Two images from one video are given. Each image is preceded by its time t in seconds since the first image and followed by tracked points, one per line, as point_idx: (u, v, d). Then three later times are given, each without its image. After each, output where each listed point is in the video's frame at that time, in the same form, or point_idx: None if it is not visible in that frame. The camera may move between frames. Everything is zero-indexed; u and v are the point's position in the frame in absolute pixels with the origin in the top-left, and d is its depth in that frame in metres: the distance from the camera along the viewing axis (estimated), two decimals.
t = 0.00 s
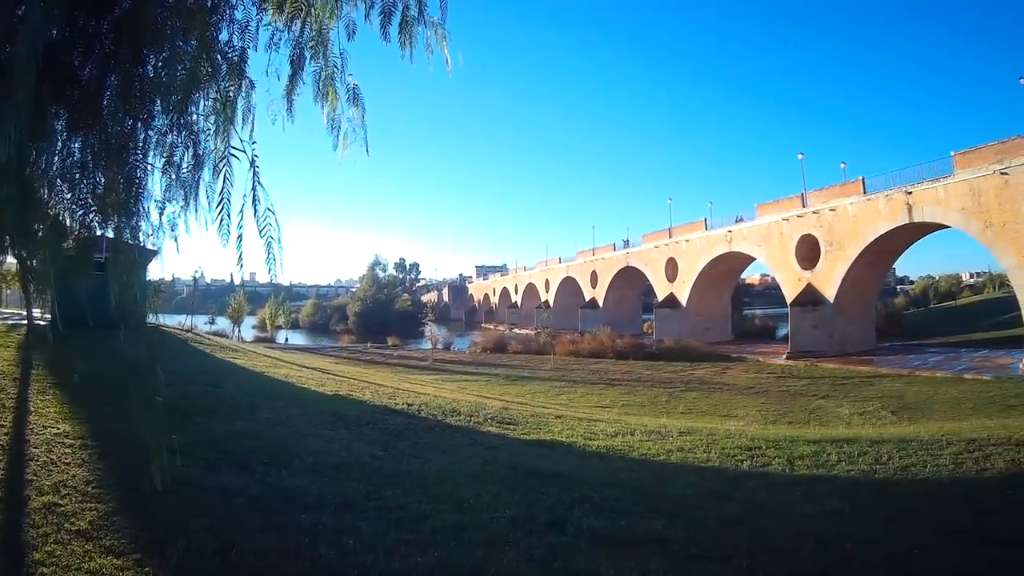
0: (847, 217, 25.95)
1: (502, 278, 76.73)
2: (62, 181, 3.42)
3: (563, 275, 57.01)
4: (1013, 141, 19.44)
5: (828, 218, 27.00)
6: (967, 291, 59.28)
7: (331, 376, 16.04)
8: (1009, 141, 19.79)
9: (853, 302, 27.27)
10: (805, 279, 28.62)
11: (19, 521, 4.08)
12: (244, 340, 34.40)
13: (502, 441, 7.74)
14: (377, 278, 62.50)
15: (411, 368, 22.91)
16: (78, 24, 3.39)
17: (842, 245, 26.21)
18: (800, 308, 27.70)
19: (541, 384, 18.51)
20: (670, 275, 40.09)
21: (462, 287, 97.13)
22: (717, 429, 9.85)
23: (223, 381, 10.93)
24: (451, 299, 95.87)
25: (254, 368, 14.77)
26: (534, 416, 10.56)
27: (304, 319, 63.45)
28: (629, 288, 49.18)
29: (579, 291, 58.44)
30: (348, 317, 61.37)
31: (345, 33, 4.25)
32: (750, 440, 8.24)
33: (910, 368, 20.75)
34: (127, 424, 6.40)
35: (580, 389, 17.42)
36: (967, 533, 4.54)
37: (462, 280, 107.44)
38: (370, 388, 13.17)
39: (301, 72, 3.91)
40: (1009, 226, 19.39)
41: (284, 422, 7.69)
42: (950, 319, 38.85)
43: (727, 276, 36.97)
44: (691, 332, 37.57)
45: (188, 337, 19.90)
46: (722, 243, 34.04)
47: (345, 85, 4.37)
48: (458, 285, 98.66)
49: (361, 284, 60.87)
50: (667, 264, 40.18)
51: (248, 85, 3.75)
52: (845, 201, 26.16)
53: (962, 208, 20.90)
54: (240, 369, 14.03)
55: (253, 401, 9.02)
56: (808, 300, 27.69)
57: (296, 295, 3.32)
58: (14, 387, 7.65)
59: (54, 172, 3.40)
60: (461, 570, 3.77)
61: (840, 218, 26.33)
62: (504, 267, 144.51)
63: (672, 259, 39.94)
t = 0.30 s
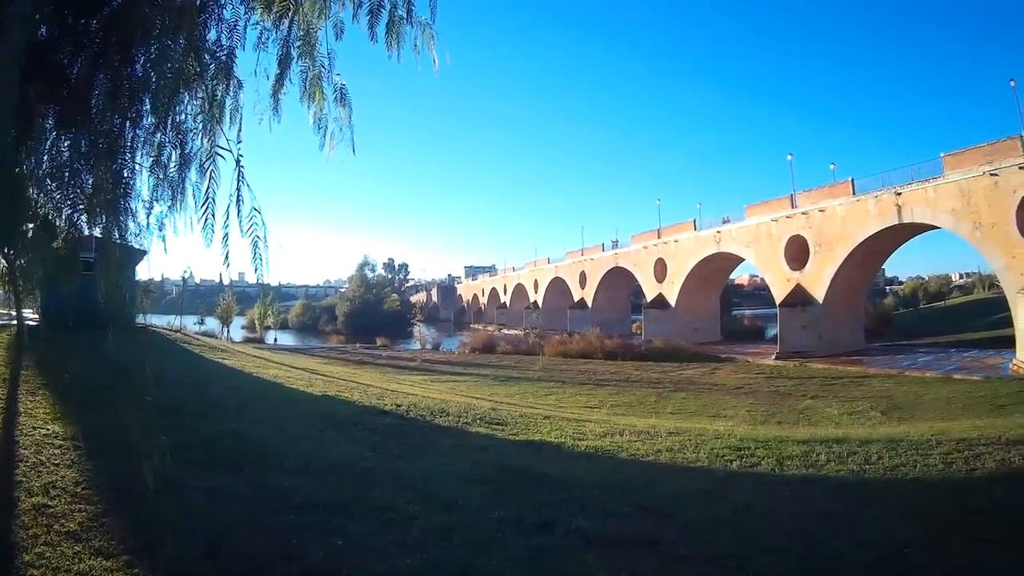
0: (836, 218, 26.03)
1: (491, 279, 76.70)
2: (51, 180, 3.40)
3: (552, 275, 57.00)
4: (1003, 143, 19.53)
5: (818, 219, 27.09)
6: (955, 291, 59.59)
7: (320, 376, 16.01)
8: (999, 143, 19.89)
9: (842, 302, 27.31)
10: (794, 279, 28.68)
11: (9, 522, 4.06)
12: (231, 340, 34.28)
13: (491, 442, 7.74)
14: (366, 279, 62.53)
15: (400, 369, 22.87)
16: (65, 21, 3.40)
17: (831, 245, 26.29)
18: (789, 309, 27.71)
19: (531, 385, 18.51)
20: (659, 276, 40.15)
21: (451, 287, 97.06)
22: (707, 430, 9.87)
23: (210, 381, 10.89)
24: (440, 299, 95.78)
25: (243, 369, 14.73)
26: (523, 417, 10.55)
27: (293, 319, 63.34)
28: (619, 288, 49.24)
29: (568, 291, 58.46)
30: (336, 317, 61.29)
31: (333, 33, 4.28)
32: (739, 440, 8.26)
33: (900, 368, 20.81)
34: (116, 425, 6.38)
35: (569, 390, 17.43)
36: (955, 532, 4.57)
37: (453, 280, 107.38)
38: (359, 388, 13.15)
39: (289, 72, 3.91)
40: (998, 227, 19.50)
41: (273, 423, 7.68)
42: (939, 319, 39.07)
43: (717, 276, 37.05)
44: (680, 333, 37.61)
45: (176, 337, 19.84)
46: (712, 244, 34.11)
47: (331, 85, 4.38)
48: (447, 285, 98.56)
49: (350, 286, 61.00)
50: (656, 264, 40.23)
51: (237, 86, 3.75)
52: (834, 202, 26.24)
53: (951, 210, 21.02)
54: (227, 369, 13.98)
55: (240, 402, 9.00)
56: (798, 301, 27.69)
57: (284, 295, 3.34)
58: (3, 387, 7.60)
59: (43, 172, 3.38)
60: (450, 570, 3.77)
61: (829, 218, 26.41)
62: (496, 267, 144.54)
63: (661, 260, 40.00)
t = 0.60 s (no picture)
0: (828, 218, 26.09)
1: (483, 278, 76.78)
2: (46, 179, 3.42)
3: (543, 275, 57.08)
4: (996, 144, 19.58)
5: (810, 219, 27.14)
6: (949, 292, 59.68)
7: (312, 375, 16.02)
8: (991, 144, 19.95)
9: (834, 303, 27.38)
10: (786, 280, 28.74)
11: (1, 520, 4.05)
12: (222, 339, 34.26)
13: (482, 440, 7.74)
14: (357, 277, 62.69)
15: (391, 368, 22.87)
16: (57, 17, 3.38)
17: (824, 246, 26.35)
18: (781, 309, 27.76)
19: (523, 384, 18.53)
20: (650, 276, 40.23)
21: (443, 286, 97.16)
22: (698, 430, 9.88)
23: (201, 380, 10.88)
24: (432, 298, 95.84)
25: (234, 367, 14.71)
26: (514, 416, 10.54)
27: (285, 318, 63.45)
28: (610, 288, 49.33)
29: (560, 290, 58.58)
30: (328, 316, 61.38)
31: (326, 31, 4.29)
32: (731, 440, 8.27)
33: (892, 368, 20.88)
34: (109, 424, 6.37)
35: (560, 389, 17.45)
36: (946, 532, 4.58)
37: (445, 280, 107.47)
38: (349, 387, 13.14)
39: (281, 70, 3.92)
40: (991, 228, 19.56)
41: (264, 421, 7.67)
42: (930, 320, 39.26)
43: (708, 276, 37.15)
44: (671, 332, 37.69)
45: (167, 335, 19.81)
46: (704, 244, 34.19)
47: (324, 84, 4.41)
48: (439, 284, 98.62)
49: (342, 284, 61.17)
50: (647, 264, 40.30)
51: (228, 83, 3.74)
52: (826, 202, 26.29)
53: (944, 211, 21.09)
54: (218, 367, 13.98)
55: (231, 400, 8.98)
56: (790, 301, 27.73)
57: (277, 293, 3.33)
58: None
59: (35, 170, 3.40)
60: (442, 569, 3.77)
61: (822, 219, 26.46)
62: (489, 266, 144.65)
63: (652, 260, 40.07)
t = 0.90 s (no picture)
0: (816, 221, 26.17)
1: (470, 280, 76.80)
2: (34, 179, 3.43)
3: (530, 277, 57.12)
4: (985, 147, 19.68)
5: (798, 222, 27.22)
6: (935, 295, 60.01)
7: (298, 376, 15.97)
8: (979, 148, 20.06)
9: (821, 306, 27.46)
10: (774, 283, 28.83)
11: None
12: (207, 340, 34.15)
13: (468, 443, 7.74)
14: (345, 279, 62.87)
15: (378, 370, 22.82)
16: (47, 14, 3.26)
17: (811, 249, 26.44)
18: (769, 312, 27.83)
19: (511, 386, 18.53)
20: (637, 278, 40.30)
21: (430, 288, 97.13)
22: (685, 432, 9.90)
23: (184, 381, 10.84)
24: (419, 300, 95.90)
25: (221, 369, 14.64)
26: (500, 418, 10.55)
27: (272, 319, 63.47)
28: (598, 290, 49.43)
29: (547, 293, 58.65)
30: (315, 317, 61.34)
31: (313, 31, 4.32)
32: (718, 442, 8.29)
33: (879, 371, 21.00)
34: (96, 424, 6.33)
35: (547, 392, 17.45)
36: (933, 535, 4.61)
37: (434, 282, 107.42)
38: (336, 389, 13.11)
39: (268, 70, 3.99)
40: (978, 231, 19.69)
41: (250, 423, 7.65)
42: (917, 323, 39.50)
43: (695, 278, 37.28)
44: (658, 335, 37.80)
45: (152, 336, 19.70)
46: (691, 247, 34.30)
47: (311, 83, 4.45)
48: (426, 286, 98.56)
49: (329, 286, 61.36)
50: (635, 266, 40.38)
51: (217, 84, 3.79)
52: (814, 205, 26.38)
53: (932, 214, 21.20)
54: (203, 368, 13.92)
55: (218, 402, 8.96)
56: (777, 304, 27.81)
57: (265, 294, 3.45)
58: None
59: (23, 170, 3.38)
60: (429, 571, 3.77)
61: (810, 222, 26.55)
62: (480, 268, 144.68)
63: (640, 263, 40.15)
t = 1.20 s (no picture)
0: (805, 224, 26.26)
1: (458, 281, 76.73)
2: (22, 177, 3.37)
3: (519, 279, 57.12)
4: (974, 151, 19.78)
5: (787, 225, 27.30)
6: (924, 297, 60.14)
7: (286, 377, 15.94)
8: (969, 152, 20.17)
9: (809, 308, 27.54)
10: (762, 285, 28.91)
11: None
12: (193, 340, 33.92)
13: (455, 444, 7.74)
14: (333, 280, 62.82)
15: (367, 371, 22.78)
16: (39, 14, 3.26)
17: (800, 251, 26.52)
18: (757, 314, 27.91)
19: (500, 388, 18.52)
20: (626, 280, 40.35)
21: (419, 289, 96.94)
22: (672, 434, 9.92)
23: (171, 381, 10.81)
24: (408, 301, 95.78)
25: (210, 370, 14.59)
26: (488, 420, 10.57)
27: (260, 320, 63.27)
28: (586, 292, 49.46)
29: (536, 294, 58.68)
30: (303, 318, 61.20)
31: (303, 34, 4.52)
32: (706, 444, 8.31)
33: (867, 373, 21.09)
34: (85, 424, 6.31)
35: (535, 393, 17.45)
36: (919, 535, 4.64)
37: (424, 283, 107.32)
38: (324, 390, 13.10)
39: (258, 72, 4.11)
40: (967, 234, 19.81)
41: (238, 424, 7.64)
42: (906, 325, 39.71)
43: (683, 280, 37.38)
44: (647, 336, 37.88)
45: (139, 336, 19.64)
46: (680, 249, 34.38)
47: (299, 86, 4.63)
48: (415, 287, 98.42)
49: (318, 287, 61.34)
50: (623, 268, 40.43)
51: (205, 85, 3.84)
52: (803, 208, 26.45)
53: (921, 217, 21.31)
54: (190, 369, 13.87)
55: (207, 402, 8.94)
56: (766, 306, 27.90)
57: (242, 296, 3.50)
58: None
59: (12, 168, 3.34)
60: (416, 571, 3.77)
61: (798, 225, 26.63)
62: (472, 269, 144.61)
63: (628, 265, 40.21)
